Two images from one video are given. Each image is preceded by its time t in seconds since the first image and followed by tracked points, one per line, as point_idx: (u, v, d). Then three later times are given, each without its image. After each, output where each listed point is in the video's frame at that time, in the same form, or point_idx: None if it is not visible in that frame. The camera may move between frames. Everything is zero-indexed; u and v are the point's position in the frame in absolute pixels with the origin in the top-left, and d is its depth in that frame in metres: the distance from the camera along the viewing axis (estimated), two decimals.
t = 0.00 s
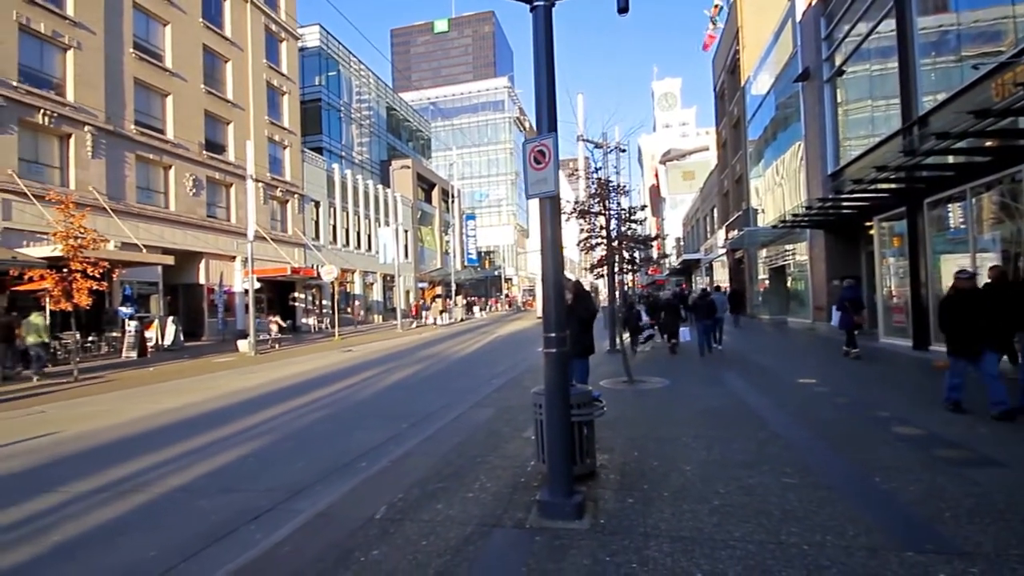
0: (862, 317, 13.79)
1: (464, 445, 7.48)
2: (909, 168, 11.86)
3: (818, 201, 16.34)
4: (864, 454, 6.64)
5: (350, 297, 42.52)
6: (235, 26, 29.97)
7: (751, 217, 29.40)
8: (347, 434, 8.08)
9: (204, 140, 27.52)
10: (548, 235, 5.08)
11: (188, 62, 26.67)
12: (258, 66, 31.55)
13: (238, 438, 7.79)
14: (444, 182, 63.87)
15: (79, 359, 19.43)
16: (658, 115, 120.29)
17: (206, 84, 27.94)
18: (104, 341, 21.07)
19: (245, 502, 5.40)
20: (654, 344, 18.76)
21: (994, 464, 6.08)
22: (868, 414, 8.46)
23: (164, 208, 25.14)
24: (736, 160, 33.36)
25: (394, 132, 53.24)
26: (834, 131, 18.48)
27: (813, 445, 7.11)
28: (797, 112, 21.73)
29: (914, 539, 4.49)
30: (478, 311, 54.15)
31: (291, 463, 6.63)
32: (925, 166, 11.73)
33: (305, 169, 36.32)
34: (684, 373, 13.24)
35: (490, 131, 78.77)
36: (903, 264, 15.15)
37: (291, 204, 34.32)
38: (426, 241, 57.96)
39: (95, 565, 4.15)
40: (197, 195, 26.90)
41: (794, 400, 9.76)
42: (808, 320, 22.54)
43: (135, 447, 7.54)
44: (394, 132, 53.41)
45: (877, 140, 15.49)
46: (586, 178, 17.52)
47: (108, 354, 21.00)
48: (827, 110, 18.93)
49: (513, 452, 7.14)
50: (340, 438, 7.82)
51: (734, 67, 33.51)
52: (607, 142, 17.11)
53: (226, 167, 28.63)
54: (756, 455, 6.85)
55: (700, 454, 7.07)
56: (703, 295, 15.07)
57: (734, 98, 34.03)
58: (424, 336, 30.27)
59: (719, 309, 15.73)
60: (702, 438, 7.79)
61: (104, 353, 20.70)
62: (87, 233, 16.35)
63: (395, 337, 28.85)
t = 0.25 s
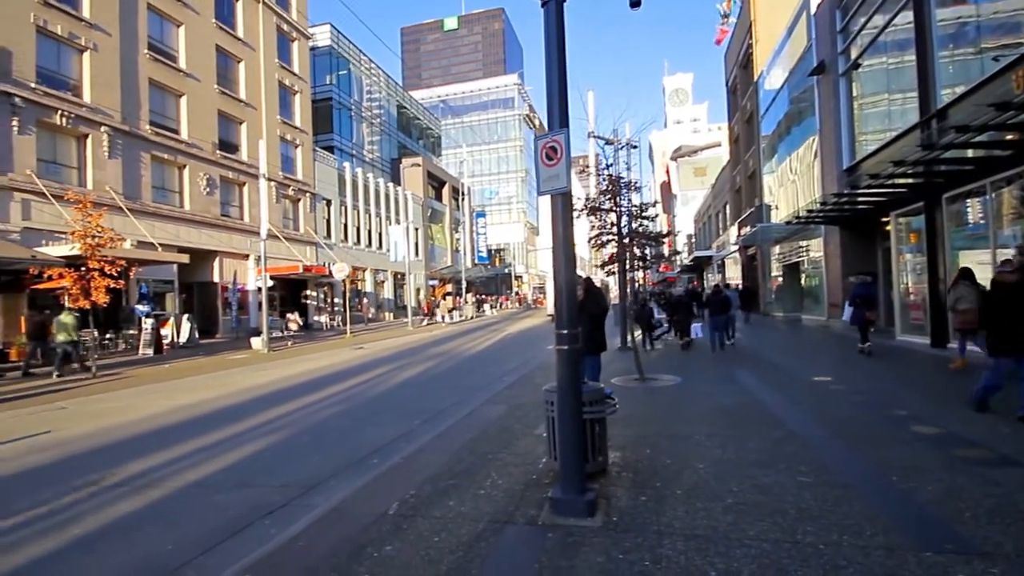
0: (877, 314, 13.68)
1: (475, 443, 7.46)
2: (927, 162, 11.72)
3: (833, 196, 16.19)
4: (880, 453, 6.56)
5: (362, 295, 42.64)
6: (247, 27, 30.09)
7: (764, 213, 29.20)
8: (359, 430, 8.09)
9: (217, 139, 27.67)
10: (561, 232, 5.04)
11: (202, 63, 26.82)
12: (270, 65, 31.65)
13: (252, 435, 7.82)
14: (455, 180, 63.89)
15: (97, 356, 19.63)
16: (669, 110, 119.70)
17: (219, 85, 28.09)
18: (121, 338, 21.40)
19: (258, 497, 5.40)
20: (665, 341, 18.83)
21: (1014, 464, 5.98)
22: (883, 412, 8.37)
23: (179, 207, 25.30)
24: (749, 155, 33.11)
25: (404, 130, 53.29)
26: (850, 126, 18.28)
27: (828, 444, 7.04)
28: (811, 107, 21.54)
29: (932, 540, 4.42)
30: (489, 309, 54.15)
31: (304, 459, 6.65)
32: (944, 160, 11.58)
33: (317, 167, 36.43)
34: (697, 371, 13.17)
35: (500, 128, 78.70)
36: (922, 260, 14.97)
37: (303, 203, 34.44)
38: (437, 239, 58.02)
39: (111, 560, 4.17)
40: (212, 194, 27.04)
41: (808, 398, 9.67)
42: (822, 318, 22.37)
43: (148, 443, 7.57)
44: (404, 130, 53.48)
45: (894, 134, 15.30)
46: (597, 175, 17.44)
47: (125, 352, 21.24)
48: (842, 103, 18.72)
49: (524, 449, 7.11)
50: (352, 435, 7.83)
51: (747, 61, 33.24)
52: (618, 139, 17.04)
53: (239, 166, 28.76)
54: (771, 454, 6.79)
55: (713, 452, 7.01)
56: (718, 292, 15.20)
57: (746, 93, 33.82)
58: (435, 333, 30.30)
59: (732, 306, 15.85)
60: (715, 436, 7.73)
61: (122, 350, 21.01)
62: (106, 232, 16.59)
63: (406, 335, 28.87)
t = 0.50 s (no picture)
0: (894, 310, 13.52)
1: (489, 439, 7.44)
2: (948, 156, 11.54)
3: (852, 191, 15.99)
4: (899, 452, 6.48)
5: (375, 292, 42.76)
6: (261, 27, 30.23)
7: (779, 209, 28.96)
8: (373, 426, 8.10)
9: (233, 139, 27.82)
10: (574, 226, 5.00)
11: (218, 64, 26.98)
12: (284, 65, 31.76)
13: (268, 429, 7.85)
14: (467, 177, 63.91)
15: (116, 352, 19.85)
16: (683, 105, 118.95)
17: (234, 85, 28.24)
18: (141, 335, 21.40)
19: (275, 491, 5.42)
20: (679, 338, 18.70)
21: None
22: (903, 411, 8.25)
23: (196, 206, 25.47)
24: (765, 151, 32.85)
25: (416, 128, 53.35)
26: (868, 118, 18.04)
27: (847, 442, 6.96)
28: (830, 99, 21.29)
29: (955, 539, 4.35)
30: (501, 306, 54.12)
31: (319, 454, 6.66)
32: (966, 154, 11.39)
33: (330, 165, 36.57)
34: (712, 367, 13.08)
35: (512, 125, 78.61)
36: (943, 256, 14.74)
37: (317, 200, 34.58)
38: (449, 237, 58.07)
39: (131, 553, 4.19)
40: (228, 192, 27.20)
41: (825, 396, 9.56)
42: (839, 315, 22.16)
43: (165, 437, 7.61)
44: (416, 128, 53.54)
45: (915, 127, 15.08)
46: (610, 171, 17.30)
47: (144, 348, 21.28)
48: (861, 96, 18.46)
49: (537, 445, 7.09)
50: (366, 430, 7.84)
51: (763, 54, 32.92)
52: (632, 134, 16.90)
53: (254, 165, 28.91)
54: (787, 451, 6.73)
55: (729, 450, 6.96)
56: (731, 289, 15.08)
57: (762, 86, 33.46)
58: (448, 331, 30.31)
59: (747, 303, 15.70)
60: (730, 433, 7.67)
61: (141, 347, 21.05)
62: (124, 230, 16.96)
63: (419, 332, 28.93)
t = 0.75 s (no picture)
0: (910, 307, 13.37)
1: (501, 435, 7.43)
2: (968, 150, 11.37)
3: (869, 186, 15.80)
4: (917, 451, 6.40)
5: (386, 290, 42.84)
6: (274, 27, 30.31)
7: (794, 204, 28.71)
8: (386, 422, 8.11)
9: (246, 138, 27.95)
10: (587, 221, 4.95)
11: (232, 65, 27.12)
12: (296, 64, 31.84)
13: (283, 425, 7.87)
14: (477, 175, 63.87)
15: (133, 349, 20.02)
16: (695, 101, 118.22)
17: (247, 85, 28.38)
18: (157, 332, 21.77)
19: (290, 486, 5.44)
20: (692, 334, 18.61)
21: None
22: (920, 409, 8.16)
23: (210, 205, 25.60)
24: (779, 146, 32.58)
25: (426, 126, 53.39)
26: (886, 112, 17.82)
27: (865, 441, 6.88)
28: (846, 93, 21.09)
29: (977, 540, 4.29)
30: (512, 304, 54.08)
31: (332, 449, 6.67)
32: (988, 147, 11.21)
33: (342, 164, 36.66)
34: (726, 365, 12.99)
35: (522, 122, 78.46)
36: (964, 251, 14.52)
37: (329, 199, 34.67)
38: (460, 234, 58.07)
39: (148, 545, 4.20)
40: (241, 191, 27.32)
41: (840, 394, 9.47)
42: (855, 313, 21.96)
43: (180, 433, 7.65)
44: (427, 125, 53.55)
45: (934, 120, 14.87)
46: (622, 166, 17.18)
47: (161, 346, 21.54)
48: (879, 87, 18.24)
49: (549, 442, 7.07)
50: (380, 427, 7.85)
51: (778, 47, 32.63)
52: (644, 129, 16.76)
53: (268, 164, 29.03)
54: (802, 450, 6.66)
55: (744, 447, 6.90)
56: (743, 285, 15.07)
57: (777, 81, 33.15)
58: (459, 328, 30.30)
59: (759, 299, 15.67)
60: (745, 431, 7.61)
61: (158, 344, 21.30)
62: (142, 229, 17.03)
63: (430, 330, 28.94)
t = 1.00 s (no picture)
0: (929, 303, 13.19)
1: (515, 432, 7.41)
2: (992, 142, 11.18)
3: (889, 180, 15.60)
4: (939, 450, 6.31)
5: (399, 287, 42.94)
6: (288, 27, 30.43)
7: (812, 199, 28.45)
8: (402, 418, 8.12)
9: (262, 137, 28.10)
10: (601, 217, 4.90)
11: (248, 65, 27.28)
12: (311, 63, 31.96)
13: (299, 421, 7.89)
14: (490, 172, 63.85)
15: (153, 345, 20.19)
16: (709, 96, 117.39)
17: (263, 84, 28.54)
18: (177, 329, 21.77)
19: (306, 479, 5.45)
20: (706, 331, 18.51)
21: None
22: (940, 408, 8.04)
23: (227, 203, 25.75)
24: (796, 140, 32.30)
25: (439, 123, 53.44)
26: (907, 104, 17.58)
27: (884, 440, 6.79)
28: (867, 85, 20.85)
29: (1003, 540, 4.21)
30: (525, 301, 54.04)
31: (348, 444, 6.68)
32: (1013, 139, 11.01)
33: (356, 162, 36.78)
34: (742, 362, 12.90)
35: (534, 118, 78.31)
36: (988, 246, 14.27)
37: (343, 197, 34.78)
38: (472, 231, 58.09)
39: (169, 537, 4.23)
40: (257, 189, 27.45)
41: (858, 392, 9.37)
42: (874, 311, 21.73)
43: (197, 428, 7.68)
44: (439, 123, 53.59)
45: (956, 113, 14.65)
46: (636, 162, 17.03)
47: (180, 343, 21.68)
48: (899, 80, 18.00)
49: (564, 439, 7.04)
50: (395, 422, 7.86)
51: (795, 41, 32.33)
52: (658, 124, 16.60)
53: (283, 162, 29.17)
54: (820, 448, 6.59)
55: (761, 445, 6.83)
56: (757, 282, 15.11)
57: (795, 73, 32.78)
58: (472, 325, 30.30)
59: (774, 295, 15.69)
60: (763, 429, 7.54)
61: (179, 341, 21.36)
62: (162, 227, 17.06)
63: (443, 327, 28.97)
